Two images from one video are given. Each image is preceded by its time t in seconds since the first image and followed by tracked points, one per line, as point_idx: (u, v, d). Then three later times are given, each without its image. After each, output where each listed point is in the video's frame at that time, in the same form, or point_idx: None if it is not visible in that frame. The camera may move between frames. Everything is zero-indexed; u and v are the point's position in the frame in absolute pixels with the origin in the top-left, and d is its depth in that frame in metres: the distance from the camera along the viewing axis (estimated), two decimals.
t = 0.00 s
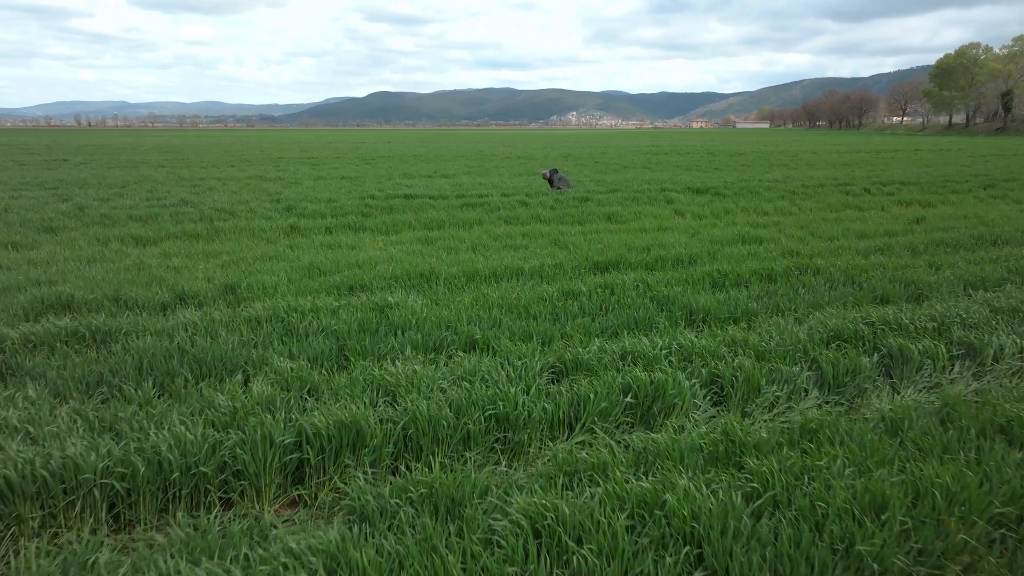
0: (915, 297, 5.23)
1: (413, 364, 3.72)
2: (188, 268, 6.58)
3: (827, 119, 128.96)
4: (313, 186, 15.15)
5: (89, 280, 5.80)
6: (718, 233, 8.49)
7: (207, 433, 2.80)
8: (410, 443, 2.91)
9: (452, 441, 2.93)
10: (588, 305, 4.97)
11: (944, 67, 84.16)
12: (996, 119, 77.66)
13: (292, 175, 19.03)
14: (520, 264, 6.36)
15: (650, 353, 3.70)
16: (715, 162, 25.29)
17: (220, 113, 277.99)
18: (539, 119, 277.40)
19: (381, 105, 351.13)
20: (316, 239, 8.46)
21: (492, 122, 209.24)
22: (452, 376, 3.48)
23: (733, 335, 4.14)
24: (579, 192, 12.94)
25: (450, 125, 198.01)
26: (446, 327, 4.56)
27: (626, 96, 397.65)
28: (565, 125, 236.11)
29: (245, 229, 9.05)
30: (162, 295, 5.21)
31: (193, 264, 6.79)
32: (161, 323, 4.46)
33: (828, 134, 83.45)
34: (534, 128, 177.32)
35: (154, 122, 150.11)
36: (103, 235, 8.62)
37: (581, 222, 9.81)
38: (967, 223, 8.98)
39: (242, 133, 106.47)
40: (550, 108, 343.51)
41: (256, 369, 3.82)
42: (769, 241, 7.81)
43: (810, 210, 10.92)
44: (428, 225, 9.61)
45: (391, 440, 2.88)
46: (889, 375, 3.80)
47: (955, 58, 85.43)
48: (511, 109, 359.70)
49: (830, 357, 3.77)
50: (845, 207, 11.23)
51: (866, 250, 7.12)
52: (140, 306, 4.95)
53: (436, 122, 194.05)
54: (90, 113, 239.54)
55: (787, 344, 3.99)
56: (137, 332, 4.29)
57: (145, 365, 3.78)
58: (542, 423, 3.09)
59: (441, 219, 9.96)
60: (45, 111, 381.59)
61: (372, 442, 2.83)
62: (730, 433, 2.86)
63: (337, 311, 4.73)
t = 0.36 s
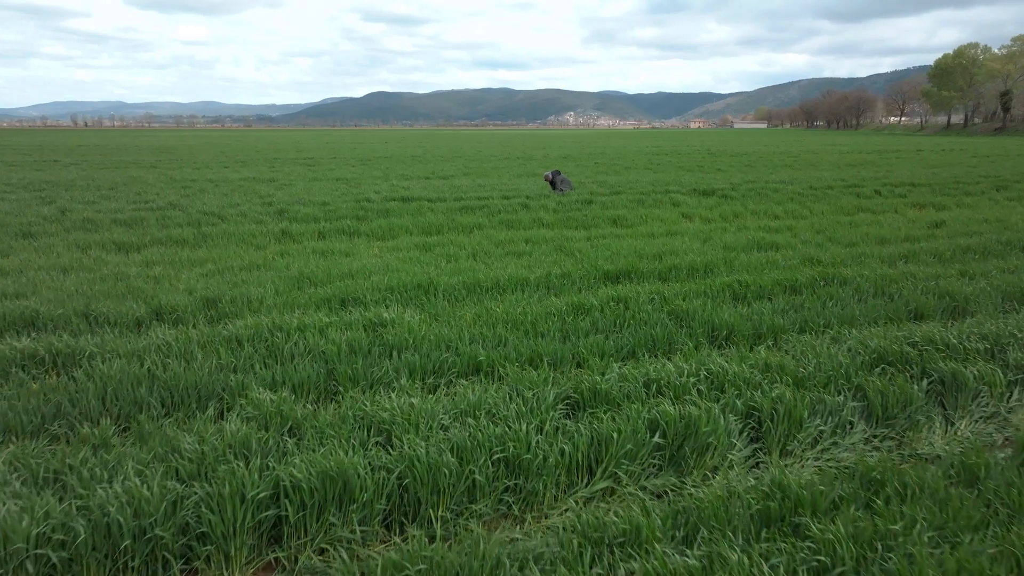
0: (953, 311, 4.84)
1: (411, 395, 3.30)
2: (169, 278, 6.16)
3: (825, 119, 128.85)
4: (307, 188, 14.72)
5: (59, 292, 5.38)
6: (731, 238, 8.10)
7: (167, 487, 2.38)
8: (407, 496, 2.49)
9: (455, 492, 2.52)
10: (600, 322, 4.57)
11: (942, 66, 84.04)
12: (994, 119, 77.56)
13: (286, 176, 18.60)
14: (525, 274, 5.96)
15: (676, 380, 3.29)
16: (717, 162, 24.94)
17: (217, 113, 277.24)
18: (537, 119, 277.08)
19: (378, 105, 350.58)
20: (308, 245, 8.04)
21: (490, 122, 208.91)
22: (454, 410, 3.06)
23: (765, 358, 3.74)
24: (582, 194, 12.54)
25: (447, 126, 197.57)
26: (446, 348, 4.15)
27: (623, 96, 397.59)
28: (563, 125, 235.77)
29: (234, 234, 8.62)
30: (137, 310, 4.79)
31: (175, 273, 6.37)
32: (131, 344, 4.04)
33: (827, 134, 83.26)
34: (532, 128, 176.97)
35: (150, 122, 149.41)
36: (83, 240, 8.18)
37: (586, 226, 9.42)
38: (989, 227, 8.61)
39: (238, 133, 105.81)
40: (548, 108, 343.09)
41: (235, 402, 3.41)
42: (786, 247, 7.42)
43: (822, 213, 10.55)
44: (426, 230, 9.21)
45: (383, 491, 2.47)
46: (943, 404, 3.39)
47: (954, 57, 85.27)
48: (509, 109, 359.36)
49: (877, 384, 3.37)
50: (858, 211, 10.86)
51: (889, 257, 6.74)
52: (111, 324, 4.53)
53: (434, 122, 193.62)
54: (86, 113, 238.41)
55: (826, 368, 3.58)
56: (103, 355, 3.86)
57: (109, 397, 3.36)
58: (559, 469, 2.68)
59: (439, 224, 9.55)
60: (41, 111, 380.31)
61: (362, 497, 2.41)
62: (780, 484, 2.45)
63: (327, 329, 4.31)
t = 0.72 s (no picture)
0: (999, 329, 4.44)
1: (407, 437, 2.89)
2: (149, 289, 5.75)
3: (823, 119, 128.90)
4: (301, 190, 14.29)
5: (27, 306, 4.97)
6: (746, 244, 7.70)
7: (110, 564, 1.95)
8: (402, 570, 2.07)
9: (461, 563, 2.09)
10: (616, 342, 4.17)
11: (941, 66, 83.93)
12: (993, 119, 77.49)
13: (280, 178, 18.18)
14: (531, 284, 5.57)
15: (711, 416, 2.88)
16: (720, 163, 24.57)
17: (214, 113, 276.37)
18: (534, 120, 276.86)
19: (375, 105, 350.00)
20: (299, 252, 7.63)
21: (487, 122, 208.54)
22: (458, 454, 2.65)
23: (805, 386, 3.32)
24: (586, 197, 12.15)
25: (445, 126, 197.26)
26: (447, 372, 3.74)
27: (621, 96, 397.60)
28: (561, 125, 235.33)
29: (222, 240, 8.21)
30: (107, 328, 4.37)
31: (155, 284, 5.95)
32: (95, 369, 3.61)
33: (825, 134, 82.99)
34: (530, 128, 176.55)
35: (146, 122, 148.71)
36: (62, 247, 7.75)
37: (591, 231, 9.02)
38: (1013, 232, 8.25)
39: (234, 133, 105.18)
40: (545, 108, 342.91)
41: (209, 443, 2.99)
42: (805, 254, 7.03)
43: (835, 217, 10.17)
44: (425, 235, 8.80)
45: (375, 564, 2.04)
46: (1011, 441, 2.96)
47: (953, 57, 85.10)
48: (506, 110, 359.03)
49: (937, 419, 2.96)
50: (872, 214, 10.48)
51: (916, 265, 6.36)
52: (77, 345, 4.10)
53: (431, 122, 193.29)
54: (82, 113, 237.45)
55: (877, 398, 3.17)
56: (62, 383, 3.44)
57: (62, 436, 2.93)
58: (583, 532, 2.26)
59: (438, 228, 9.14)
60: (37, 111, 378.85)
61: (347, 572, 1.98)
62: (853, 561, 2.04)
63: (315, 351, 3.89)
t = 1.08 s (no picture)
0: None
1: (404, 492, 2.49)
2: (126, 301, 5.33)
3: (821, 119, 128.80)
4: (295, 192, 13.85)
5: None
6: (763, 250, 7.29)
7: None
8: None
9: None
10: (636, 365, 3.76)
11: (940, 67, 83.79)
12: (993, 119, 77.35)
13: (274, 179, 17.77)
14: (538, 296, 5.17)
15: (757, 464, 2.48)
16: (722, 163, 24.22)
17: (210, 113, 275.43)
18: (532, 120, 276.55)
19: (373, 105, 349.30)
20: (290, 260, 7.21)
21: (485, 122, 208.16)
22: (463, 515, 2.24)
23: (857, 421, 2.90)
24: (589, 199, 11.77)
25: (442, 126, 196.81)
26: (449, 403, 3.33)
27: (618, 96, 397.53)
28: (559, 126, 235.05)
29: (209, 246, 7.80)
30: (73, 349, 3.96)
31: (133, 295, 5.53)
32: (51, 399, 3.20)
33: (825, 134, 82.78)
34: (528, 128, 176.18)
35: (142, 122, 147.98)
36: (39, 253, 7.34)
37: (597, 236, 8.62)
38: None
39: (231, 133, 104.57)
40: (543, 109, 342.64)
41: (175, 496, 2.59)
42: (827, 262, 6.62)
43: (850, 221, 9.78)
44: (423, 241, 8.37)
45: None
46: None
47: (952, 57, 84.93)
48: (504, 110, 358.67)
49: (1017, 463, 2.53)
50: (889, 218, 10.08)
51: (946, 273, 5.98)
52: (37, 369, 3.70)
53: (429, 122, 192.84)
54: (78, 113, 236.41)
55: (942, 437, 2.75)
56: (11, 418, 3.03)
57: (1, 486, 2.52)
58: None
59: (438, 233, 8.72)
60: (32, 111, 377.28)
61: None
62: None
63: (302, 377, 3.49)
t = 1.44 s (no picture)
0: None
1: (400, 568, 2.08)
2: (98, 316, 4.91)
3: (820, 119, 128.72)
4: (289, 194, 13.42)
5: None
6: (781, 258, 6.89)
7: None
8: None
9: None
10: (661, 394, 3.36)
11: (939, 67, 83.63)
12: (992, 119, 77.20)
13: (268, 180, 17.36)
14: (546, 310, 4.78)
15: (823, 532, 2.08)
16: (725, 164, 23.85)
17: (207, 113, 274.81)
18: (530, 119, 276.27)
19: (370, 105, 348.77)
20: (280, 268, 6.79)
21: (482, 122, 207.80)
22: None
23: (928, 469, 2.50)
24: (593, 201, 11.38)
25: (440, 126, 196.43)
26: (453, 442, 2.92)
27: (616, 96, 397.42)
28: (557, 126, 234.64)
29: (195, 253, 7.39)
30: (31, 375, 3.54)
31: (106, 309, 5.10)
32: None
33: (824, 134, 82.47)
34: (526, 127, 175.73)
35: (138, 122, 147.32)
36: (14, 260, 6.93)
37: (604, 241, 8.23)
38: None
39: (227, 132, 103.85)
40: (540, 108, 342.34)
41: (128, 566, 2.17)
42: (852, 270, 6.23)
43: (866, 225, 9.39)
44: (421, 246, 7.96)
45: None
46: None
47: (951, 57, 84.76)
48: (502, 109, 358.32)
49: None
50: (905, 221, 9.71)
51: (981, 283, 5.60)
52: None
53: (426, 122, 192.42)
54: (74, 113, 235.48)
55: None
56: None
57: None
58: None
59: (436, 239, 8.30)
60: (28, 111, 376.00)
61: None
62: None
63: (285, 410, 3.07)
